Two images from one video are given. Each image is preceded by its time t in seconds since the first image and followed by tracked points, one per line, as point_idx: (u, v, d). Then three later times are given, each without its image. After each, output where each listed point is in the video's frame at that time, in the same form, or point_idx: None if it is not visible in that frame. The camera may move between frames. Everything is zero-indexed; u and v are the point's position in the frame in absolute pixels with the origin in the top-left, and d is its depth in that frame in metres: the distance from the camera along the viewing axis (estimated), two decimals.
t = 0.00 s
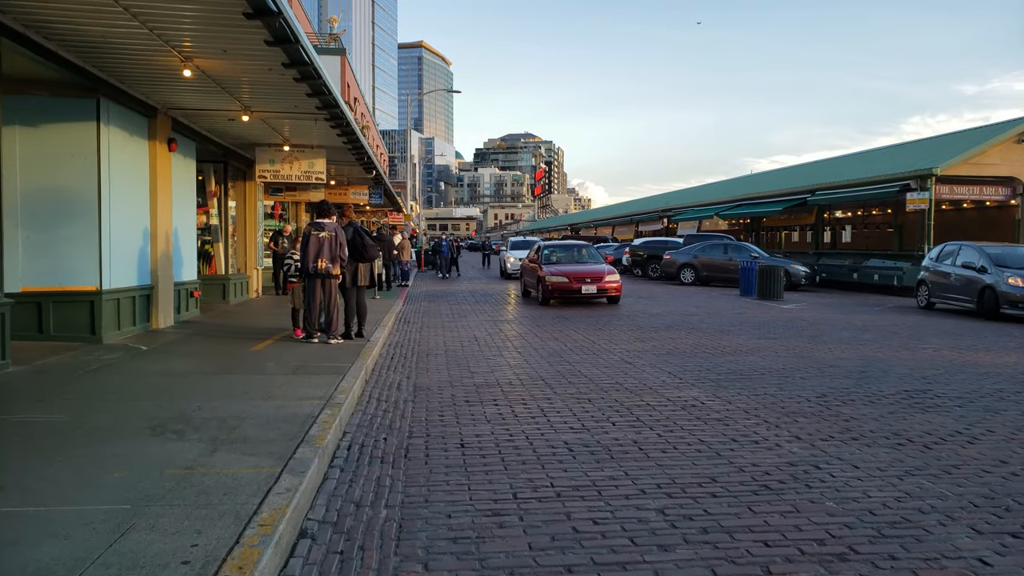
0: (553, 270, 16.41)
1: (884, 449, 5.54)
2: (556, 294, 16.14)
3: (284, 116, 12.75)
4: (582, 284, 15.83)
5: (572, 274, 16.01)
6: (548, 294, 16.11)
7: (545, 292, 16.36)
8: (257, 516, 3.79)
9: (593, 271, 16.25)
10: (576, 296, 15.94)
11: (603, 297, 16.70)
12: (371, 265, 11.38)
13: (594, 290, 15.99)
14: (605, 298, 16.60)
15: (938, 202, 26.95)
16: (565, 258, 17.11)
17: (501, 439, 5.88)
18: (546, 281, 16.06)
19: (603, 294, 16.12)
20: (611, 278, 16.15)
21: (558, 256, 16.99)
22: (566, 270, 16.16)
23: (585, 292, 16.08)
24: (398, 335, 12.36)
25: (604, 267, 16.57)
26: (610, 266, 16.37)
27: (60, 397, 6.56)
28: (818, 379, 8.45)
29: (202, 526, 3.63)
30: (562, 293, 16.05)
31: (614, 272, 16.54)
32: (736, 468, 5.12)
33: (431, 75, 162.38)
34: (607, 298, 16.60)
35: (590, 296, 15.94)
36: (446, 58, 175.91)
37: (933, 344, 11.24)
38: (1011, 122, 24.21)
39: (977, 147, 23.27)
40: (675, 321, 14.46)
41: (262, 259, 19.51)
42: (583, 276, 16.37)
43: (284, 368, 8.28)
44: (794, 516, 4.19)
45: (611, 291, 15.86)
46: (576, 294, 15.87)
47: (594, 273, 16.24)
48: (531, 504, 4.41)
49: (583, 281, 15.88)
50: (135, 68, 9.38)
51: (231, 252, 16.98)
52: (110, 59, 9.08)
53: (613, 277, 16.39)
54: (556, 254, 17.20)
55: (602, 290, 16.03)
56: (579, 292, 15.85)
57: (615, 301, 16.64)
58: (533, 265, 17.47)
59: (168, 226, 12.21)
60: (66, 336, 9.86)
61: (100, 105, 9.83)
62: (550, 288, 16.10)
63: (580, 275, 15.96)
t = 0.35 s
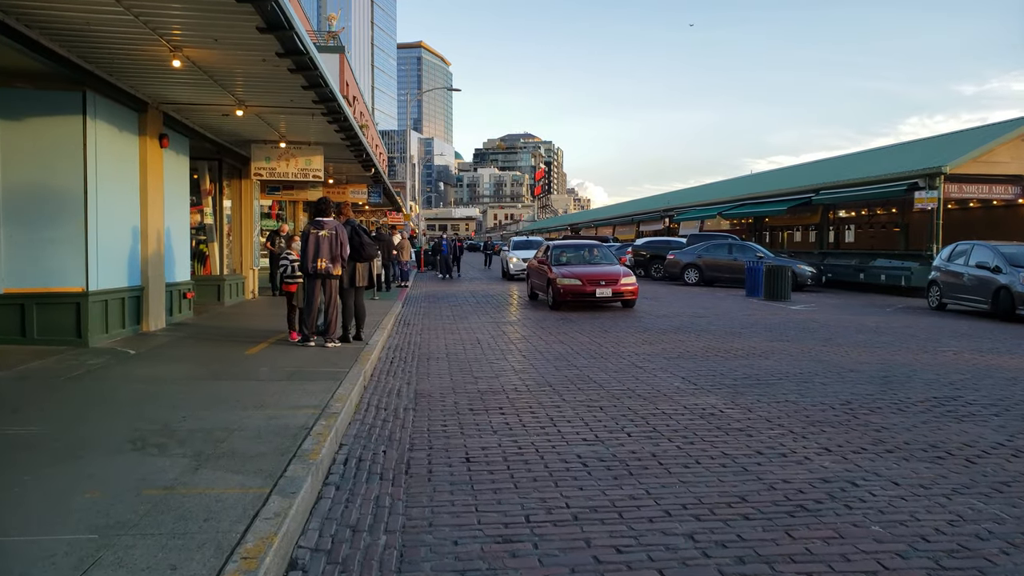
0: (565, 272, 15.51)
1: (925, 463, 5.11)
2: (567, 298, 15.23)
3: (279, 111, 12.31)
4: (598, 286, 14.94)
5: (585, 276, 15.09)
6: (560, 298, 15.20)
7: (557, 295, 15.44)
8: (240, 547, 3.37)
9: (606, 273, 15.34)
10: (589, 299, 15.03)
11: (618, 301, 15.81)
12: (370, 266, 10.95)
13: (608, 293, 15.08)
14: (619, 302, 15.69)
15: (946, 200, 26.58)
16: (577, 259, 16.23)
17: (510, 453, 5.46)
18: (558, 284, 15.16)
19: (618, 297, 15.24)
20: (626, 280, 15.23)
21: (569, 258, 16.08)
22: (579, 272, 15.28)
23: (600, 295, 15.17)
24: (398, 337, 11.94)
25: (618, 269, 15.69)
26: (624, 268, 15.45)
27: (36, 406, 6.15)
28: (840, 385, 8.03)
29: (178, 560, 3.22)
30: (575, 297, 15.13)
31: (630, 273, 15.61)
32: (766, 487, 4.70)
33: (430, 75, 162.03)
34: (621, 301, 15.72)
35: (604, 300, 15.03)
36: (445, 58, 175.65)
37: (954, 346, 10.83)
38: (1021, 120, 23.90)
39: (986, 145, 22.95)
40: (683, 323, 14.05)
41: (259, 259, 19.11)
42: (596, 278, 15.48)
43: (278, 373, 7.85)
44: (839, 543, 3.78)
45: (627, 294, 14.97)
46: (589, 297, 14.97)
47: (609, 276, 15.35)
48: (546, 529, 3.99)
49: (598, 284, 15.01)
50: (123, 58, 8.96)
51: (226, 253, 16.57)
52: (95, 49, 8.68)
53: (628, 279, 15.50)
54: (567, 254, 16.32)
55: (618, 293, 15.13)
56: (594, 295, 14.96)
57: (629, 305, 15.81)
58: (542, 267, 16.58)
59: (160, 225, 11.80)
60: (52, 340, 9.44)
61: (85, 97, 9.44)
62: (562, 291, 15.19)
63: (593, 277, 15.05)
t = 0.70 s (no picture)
0: (579, 275, 14.63)
1: (968, 484, 4.71)
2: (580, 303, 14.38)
3: (275, 108, 11.91)
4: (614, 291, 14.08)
5: (599, 280, 14.26)
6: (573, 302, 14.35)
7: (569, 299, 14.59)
8: None
9: (622, 276, 14.53)
10: (604, 305, 14.22)
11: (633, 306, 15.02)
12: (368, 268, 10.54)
13: (624, 298, 14.28)
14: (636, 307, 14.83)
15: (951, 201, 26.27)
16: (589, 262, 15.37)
17: (517, 471, 5.08)
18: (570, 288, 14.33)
19: (635, 303, 14.41)
20: (643, 283, 14.43)
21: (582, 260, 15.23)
22: (592, 275, 14.43)
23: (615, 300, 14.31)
24: (396, 342, 11.55)
25: (635, 272, 14.83)
26: (640, 271, 14.66)
27: (10, 419, 5.75)
28: (861, 394, 7.63)
29: None
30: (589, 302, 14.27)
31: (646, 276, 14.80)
32: (798, 510, 4.31)
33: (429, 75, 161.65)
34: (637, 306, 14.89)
35: (620, 305, 14.21)
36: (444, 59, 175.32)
37: (973, 351, 10.45)
38: None
39: (993, 145, 22.70)
40: (690, 327, 13.66)
41: (254, 260, 18.72)
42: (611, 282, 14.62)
43: (270, 382, 7.45)
44: None
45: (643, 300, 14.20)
46: (604, 302, 14.15)
47: (625, 280, 14.49)
48: (560, 563, 3.60)
49: (613, 289, 14.18)
50: (109, 51, 8.56)
51: (222, 254, 16.17)
52: (80, 42, 8.28)
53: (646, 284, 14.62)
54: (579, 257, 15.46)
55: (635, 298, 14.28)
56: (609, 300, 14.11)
57: (645, 310, 15.00)
58: (552, 269, 15.74)
59: (151, 225, 11.40)
60: (36, 346, 9.06)
61: (71, 93, 9.03)
62: (575, 297, 14.36)
63: (608, 280, 14.24)
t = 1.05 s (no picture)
0: (595, 278, 13.80)
1: None
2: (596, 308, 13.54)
3: (268, 103, 11.45)
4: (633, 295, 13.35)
5: (617, 283, 13.47)
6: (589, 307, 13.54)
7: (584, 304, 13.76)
8: None
9: (641, 279, 13.73)
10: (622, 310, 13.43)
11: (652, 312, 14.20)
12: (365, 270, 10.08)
13: (643, 303, 13.51)
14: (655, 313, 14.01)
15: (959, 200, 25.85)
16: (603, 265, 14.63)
17: (525, 493, 4.62)
18: (585, 292, 13.53)
19: (655, 308, 13.61)
20: (663, 287, 13.65)
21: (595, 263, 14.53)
22: (609, 278, 13.62)
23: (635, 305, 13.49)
24: (394, 346, 11.09)
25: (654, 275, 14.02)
26: (660, 274, 13.86)
27: None
28: (888, 404, 7.17)
29: None
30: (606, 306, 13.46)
31: (666, 280, 14.02)
32: (839, 542, 3.86)
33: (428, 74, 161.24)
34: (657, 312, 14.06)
35: (638, 310, 13.44)
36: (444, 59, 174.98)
37: (996, 356, 10.01)
38: None
39: (1001, 144, 22.33)
40: (699, 330, 13.20)
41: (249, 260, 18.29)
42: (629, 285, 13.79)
43: (259, 391, 6.99)
44: None
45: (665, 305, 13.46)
46: (622, 308, 13.37)
47: (644, 283, 13.68)
48: None
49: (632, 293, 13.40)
50: (90, 41, 8.11)
51: (215, 254, 15.72)
52: (58, 31, 7.84)
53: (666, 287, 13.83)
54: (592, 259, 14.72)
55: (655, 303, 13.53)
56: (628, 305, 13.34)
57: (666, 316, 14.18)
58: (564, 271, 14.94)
59: (138, 224, 10.95)
60: (14, 350, 8.60)
61: (51, 85, 8.58)
62: (591, 301, 13.56)
63: (627, 285, 13.45)
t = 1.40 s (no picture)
0: (617, 280, 13.16)
1: None
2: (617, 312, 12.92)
3: (263, 96, 11.02)
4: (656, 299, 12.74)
5: (639, 288, 12.85)
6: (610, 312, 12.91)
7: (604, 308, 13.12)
8: None
9: (666, 283, 13.08)
10: (645, 315, 12.79)
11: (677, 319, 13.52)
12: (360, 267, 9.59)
13: (668, 308, 12.84)
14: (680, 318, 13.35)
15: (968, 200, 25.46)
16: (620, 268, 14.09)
17: (539, 516, 4.18)
18: (606, 297, 12.90)
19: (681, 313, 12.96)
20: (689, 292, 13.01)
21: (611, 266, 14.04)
22: (631, 282, 13.00)
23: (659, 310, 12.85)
24: (394, 350, 10.65)
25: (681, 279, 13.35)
26: (687, 277, 13.21)
27: None
28: (920, 413, 6.74)
29: None
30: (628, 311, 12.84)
31: (692, 284, 13.37)
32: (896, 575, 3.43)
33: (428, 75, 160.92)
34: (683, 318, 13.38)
35: (661, 316, 12.83)
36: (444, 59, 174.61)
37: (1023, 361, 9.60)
38: None
39: (1012, 142, 21.97)
40: (709, 332, 12.78)
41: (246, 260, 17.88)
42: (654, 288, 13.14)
43: (251, 399, 6.55)
44: None
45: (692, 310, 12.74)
46: (645, 313, 12.76)
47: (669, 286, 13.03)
48: None
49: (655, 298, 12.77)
50: (73, 27, 7.68)
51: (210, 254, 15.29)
52: (39, 17, 7.41)
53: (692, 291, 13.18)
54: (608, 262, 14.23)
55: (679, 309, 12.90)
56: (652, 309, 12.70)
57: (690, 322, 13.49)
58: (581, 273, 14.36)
59: (128, 222, 10.52)
60: None
61: (34, 75, 8.16)
62: (611, 306, 12.92)
63: (651, 289, 12.82)
